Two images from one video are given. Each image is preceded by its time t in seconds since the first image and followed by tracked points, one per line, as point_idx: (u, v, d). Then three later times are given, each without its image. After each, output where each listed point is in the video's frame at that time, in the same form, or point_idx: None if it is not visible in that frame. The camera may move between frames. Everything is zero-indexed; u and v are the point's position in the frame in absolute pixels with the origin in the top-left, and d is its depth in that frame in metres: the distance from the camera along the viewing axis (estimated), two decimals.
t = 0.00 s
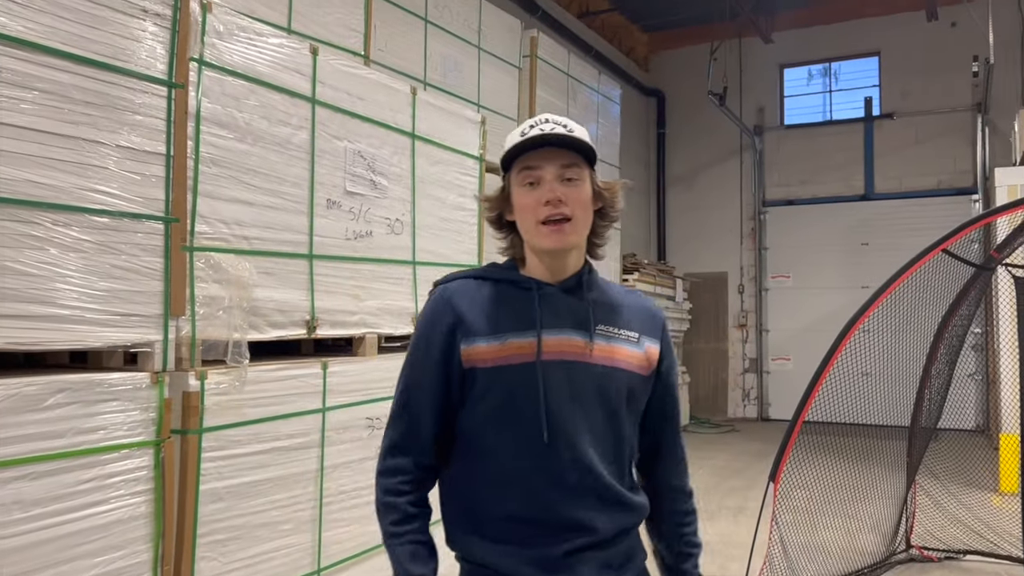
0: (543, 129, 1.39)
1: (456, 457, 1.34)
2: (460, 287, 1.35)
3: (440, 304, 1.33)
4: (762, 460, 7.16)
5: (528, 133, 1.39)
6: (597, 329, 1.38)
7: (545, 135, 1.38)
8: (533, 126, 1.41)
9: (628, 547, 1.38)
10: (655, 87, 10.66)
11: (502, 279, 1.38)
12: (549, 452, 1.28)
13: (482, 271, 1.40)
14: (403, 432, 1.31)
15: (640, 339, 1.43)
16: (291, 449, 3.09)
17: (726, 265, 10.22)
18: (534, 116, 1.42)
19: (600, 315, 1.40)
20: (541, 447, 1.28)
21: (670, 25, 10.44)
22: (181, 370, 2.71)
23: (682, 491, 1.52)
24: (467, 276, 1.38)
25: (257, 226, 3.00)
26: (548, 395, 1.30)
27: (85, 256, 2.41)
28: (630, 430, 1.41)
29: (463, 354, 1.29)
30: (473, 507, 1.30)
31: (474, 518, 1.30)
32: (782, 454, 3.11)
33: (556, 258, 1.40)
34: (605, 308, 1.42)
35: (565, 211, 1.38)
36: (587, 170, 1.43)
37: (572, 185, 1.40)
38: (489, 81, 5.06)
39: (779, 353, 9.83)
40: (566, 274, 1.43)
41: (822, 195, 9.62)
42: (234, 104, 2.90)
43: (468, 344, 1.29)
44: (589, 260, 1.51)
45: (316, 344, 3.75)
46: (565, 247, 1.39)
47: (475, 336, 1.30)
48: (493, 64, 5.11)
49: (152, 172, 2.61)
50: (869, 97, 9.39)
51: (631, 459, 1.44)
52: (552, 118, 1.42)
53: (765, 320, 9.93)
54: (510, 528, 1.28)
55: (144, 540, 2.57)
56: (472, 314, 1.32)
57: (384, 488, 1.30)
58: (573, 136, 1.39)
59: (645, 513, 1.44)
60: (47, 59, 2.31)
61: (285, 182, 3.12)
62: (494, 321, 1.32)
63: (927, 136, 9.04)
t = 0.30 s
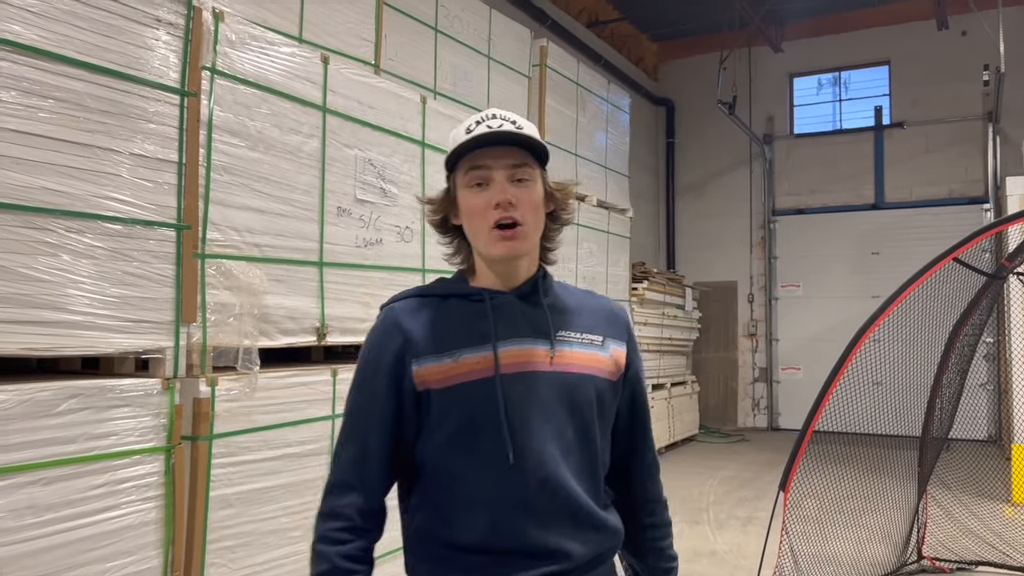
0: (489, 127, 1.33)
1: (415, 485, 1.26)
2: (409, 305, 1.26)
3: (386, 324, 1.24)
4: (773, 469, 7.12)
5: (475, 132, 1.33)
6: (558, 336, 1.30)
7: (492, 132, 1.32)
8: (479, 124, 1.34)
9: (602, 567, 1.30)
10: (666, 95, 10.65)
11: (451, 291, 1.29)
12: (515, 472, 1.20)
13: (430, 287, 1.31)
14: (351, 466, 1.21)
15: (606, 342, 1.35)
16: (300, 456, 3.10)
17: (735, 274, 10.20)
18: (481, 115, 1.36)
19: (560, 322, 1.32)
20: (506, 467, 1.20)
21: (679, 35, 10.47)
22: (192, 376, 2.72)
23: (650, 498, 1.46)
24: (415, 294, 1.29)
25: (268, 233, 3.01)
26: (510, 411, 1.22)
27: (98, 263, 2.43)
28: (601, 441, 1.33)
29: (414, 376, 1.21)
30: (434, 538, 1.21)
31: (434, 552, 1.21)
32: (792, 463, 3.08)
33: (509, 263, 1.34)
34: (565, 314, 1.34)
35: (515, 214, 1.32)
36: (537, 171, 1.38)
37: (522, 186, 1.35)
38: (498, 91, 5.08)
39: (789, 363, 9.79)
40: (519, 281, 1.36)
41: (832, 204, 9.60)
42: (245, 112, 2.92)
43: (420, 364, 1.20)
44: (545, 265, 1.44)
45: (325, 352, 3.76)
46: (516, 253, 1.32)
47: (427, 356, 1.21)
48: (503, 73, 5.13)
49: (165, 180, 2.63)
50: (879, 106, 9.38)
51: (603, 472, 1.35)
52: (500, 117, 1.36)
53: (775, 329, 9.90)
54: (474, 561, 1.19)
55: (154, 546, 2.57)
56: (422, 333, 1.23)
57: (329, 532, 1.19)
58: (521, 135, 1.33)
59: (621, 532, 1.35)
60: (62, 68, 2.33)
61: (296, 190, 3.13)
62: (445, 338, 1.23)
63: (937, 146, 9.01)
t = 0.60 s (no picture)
0: (443, 123, 1.27)
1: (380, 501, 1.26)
2: (366, 317, 1.27)
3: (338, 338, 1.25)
4: (781, 478, 7.10)
5: (428, 129, 1.28)
6: (524, 340, 1.26)
7: (446, 129, 1.27)
8: (432, 119, 1.29)
9: None
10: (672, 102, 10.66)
11: (411, 298, 1.29)
12: (478, 485, 1.17)
13: (390, 292, 1.30)
14: (304, 484, 1.22)
15: (581, 342, 1.29)
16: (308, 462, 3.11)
17: (742, 281, 10.19)
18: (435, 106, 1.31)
19: (525, 325, 1.28)
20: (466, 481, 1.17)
21: (686, 42, 10.49)
22: (201, 382, 2.73)
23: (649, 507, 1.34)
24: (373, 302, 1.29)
25: (277, 240, 3.03)
26: (470, 424, 1.19)
27: (109, 268, 2.44)
28: (580, 448, 1.27)
29: (370, 391, 1.23)
30: (400, 554, 1.19)
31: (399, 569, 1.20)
32: (800, 471, 3.06)
33: (470, 263, 1.31)
34: (532, 316, 1.29)
35: (472, 215, 1.27)
36: (495, 164, 1.33)
37: (479, 183, 1.30)
38: (506, 98, 5.09)
39: (796, 371, 9.77)
40: (482, 282, 1.32)
41: (839, 211, 9.59)
42: (255, 119, 2.94)
43: (374, 380, 1.22)
44: (512, 261, 1.40)
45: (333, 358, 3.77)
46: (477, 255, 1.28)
47: (381, 371, 1.22)
48: (511, 81, 5.15)
49: (175, 186, 2.64)
50: (887, 114, 9.37)
51: (585, 481, 1.29)
52: (455, 108, 1.30)
53: (782, 337, 9.87)
54: None
55: (163, 551, 2.58)
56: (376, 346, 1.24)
57: (281, 551, 1.21)
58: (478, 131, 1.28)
59: (606, 542, 1.29)
60: (74, 74, 2.35)
61: (305, 197, 3.14)
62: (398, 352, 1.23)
63: (945, 154, 9.00)
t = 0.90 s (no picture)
0: (444, 127, 1.25)
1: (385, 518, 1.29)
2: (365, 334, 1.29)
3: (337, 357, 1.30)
4: (783, 488, 7.08)
5: (429, 133, 1.26)
6: (527, 356, 1.21)
7: (447, 135, 1.25)
8: (434, 121, 1.27)
9: None
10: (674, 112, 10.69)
11: (411, 310, 1.30)
12: (472, 511, 1.16)
13: (394, 304, 1.32)
14: (309, 502, 1.29)
15: (592, 357, 1.22)
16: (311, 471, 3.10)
17: (744, 291, 10.19)
18: (438, 107, 1.29)
19: (526, 339, 1.23)
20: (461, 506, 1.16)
21: (687, 53, 10.52)
22: (205, 392, 2.74)
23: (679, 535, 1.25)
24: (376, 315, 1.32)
25: (282, 249, 3.03)
26: (463, 447, 1.18)
27: (114, 277, 2.44)
28: (594, 472, 1.21)
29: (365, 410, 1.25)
30: None
31: None
32: (804, 482, 3.04)
33: (475, 275, 1.29)
34: (537, 330, 1.25)
35: (471, 225, 1.25)
36: (501, 171, 1.30)
37: (482, 192, 1.28)
38: (508, 108, 5.11)
39: (798, 381, 9.76)
40: (486, 292, 1.30)
41: (841, 222, 9.59)
42: (260, 128, 2.95)
43: (370, 400, 1.25)
44: (521, 270, 1.36)
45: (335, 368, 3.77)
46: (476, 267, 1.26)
47: (377, 391, 1.24)
48: (514, 91, 5.17)
49: (180, 196, 2.65)
50: (888, 124, 9.38)
51: (602, 505, 1.23)
52: (458, 110, 1.28)
53: (784, 347, 9.86)
54: None
55: (166, 560, 2.57)
56: (371, 364, 1.26)
57: (288, 568, 1.29)
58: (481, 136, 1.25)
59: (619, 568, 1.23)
60: (81, 84, 2.36)
61: (309, 207, 3.15)
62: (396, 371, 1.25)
63: (946, 165, 9.01)
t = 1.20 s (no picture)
0: (517, 134, 1.31)
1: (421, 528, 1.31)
2: (410, 341, 1.32)
3: (379, 363, 1.32)
4: (781, 503, 7.06)
5: (501, 138, 1.31)
6: (575, 373, 1.25)
7: (520, 141, 1.30)
8: (506, 127, 1.33)
9: None
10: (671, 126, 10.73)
11: (458, 319, 1.33)
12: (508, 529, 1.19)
13: (441, 313, 1.35)
14: (346, 508, 1.31)
15: (643, 380, 1.26)
16: (310, 487, 3.09)
17: (743, 304, 10.19)
18: (510, 114, 1.34)
19: (576, 356, 1.27)
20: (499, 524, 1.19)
21: (685, 67, 10.57)
22: (204, 407, 2.73)
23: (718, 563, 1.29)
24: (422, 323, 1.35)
25: (282, 264, 3.04)
26: (503, 464, 1.21)
27: (114, 293, 2.45)
28: (636, 495, 1.24)
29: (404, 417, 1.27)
30: None
31: None
32: (803, 497, 3.04)
33: (530, 285, 1.33)
34: (586, 347, 1.28)
35: (533, 236, 1.30)
36: (566, 186, 1.36)
37: (548, 203, 1.33)
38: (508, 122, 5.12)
39: (797, 395, 9.74)
40: (536, 305, 1.34)
41: (839, 236, 9.62)
42: (261, 145, 2.96)
43: (411, 408, 1.26)
44: (573, 287, 1.40)
45: (335, 382, 3.77)
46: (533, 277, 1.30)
47: (420, 400, 1.26)
48: (513, 105, 5.18)
49: (181, 212, 2.65)
50: (885, 139, 9.42)
51: (642, 530, 1.26)
52: (529, 119, 1.34)
53: (783, 361, 9.86)
54: None
55: None
56: (414, 372, 1.28)
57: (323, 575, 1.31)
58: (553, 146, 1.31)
59: None
60: (84, 101, 2.37)
61: (310, 222, 3.16)
62: (439, 379, 1.27)
63: (944, 180, 9.04)
